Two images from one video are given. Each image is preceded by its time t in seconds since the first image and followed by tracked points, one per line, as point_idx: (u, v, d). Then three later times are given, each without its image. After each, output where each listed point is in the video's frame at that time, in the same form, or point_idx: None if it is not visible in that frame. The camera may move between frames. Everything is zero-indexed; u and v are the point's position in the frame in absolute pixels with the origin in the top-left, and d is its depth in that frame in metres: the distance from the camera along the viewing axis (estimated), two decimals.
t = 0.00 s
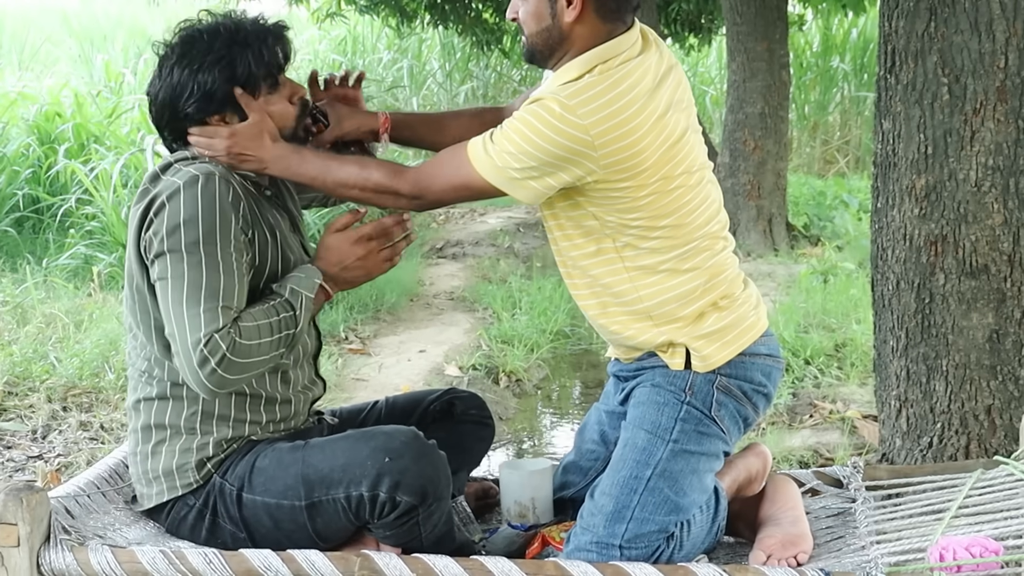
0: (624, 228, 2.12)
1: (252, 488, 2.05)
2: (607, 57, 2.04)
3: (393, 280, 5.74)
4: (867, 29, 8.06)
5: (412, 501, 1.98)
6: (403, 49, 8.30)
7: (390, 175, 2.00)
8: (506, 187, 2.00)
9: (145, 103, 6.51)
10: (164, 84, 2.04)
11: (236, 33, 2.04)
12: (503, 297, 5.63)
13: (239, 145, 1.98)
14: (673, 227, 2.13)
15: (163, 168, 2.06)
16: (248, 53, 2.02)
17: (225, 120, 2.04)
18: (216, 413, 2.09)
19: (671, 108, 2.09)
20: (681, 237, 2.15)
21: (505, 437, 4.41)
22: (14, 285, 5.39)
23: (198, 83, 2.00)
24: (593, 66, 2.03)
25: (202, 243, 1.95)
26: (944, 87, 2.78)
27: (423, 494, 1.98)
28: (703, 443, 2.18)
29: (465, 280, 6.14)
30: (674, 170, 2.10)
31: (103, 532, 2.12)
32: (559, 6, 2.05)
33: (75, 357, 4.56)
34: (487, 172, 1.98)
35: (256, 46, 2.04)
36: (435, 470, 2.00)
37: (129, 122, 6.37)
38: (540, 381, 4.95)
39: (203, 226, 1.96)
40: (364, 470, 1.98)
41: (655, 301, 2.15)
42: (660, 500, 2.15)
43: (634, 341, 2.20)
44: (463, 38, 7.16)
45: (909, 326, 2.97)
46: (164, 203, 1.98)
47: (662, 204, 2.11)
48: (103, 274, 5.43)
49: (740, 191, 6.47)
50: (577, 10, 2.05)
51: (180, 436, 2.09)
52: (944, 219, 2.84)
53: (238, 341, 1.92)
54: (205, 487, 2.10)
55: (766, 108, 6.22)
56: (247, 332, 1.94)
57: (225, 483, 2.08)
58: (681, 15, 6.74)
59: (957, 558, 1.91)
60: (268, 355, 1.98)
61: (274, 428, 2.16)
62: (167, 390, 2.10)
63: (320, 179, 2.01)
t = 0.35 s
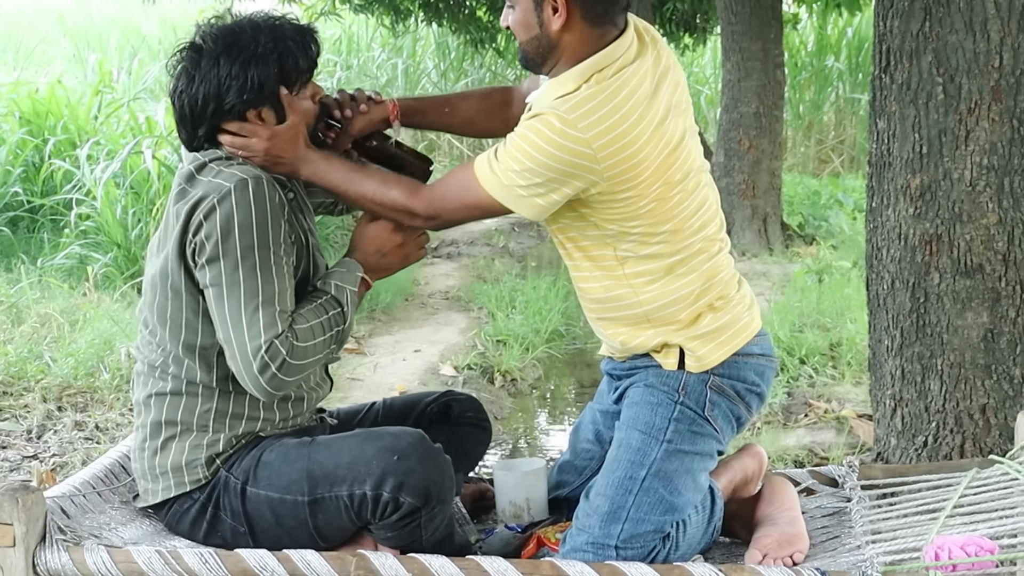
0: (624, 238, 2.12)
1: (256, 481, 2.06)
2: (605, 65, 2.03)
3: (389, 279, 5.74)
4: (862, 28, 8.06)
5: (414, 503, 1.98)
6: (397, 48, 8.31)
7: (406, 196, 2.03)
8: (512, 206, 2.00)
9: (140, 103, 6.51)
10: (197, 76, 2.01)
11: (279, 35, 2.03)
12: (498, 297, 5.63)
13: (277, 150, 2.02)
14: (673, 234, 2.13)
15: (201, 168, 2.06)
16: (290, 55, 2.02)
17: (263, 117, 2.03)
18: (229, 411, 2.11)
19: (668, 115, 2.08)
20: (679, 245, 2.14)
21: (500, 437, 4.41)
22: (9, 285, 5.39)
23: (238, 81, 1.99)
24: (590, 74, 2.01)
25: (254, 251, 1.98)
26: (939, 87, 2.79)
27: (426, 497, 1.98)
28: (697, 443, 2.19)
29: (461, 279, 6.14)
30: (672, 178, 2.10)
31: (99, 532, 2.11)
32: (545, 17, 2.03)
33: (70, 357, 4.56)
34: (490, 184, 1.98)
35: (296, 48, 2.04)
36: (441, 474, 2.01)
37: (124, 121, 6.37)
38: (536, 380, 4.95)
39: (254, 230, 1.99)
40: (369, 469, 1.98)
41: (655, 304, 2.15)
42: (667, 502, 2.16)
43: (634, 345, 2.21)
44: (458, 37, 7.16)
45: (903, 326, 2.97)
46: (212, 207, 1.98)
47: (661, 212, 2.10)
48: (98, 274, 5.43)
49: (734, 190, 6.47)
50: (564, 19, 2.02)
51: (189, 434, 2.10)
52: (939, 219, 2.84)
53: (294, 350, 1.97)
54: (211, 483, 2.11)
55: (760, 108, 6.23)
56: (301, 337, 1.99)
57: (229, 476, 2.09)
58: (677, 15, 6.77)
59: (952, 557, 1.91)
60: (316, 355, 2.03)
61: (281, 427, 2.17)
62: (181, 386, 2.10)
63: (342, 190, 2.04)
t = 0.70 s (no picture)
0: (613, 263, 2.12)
1: (263, 477, 2.07)
2: (576, 100, 2.00)
3: (386, 279, 5.74)
4: (859, 27, 8.07)
5: (420, 484, 1.98)
6: (394, 47, 8.33)
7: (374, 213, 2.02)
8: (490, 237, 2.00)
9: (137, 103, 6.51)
10: (170, 90, 1.97)
11: (252, 40, 2.00)
12: (495, 296, 5.63)
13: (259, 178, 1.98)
14: (662, 254, 2.13)
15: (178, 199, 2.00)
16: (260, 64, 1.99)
17: (239, 129, 2.02)
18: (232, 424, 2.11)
19: (647, 134, 2.06)
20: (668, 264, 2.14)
21: (498, 436, 4.42)
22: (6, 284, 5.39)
23: (222, 92, 1.96)
24: (562, 108, 1.99)
25: (259, 288, 1.96)
26: (936, 86, 2.79)
27: (432, 477, 1.99)
28: (694, 444, 2.20)
29: (457, 279, 6.14)
30: (656, 198, 2.09)
31: (97, 531, 2.11)
32: (514, 57, 1.98)
33: (67, 356, 4.56)
34: (469, 221, 1.99)
35: (270, 53, 2.01)
36: (445, 457, 2.01)
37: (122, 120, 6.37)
38: (532, 379, 4.95)
39: (262, 260, 1.97)
40: (374, 452, 1.99)
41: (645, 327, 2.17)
42: (665, 507, 2.16)
43: (627, 353, 2.23)
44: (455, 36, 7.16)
45: (901, 325, 2.97)
46: (204, 262, 1.94)
47: (648, 235, 2.10)
48: (95, 273, 5.43)
49: (731, 189, 6.47)
50: (529, 60, 1.98)
51: (194, 451, 2.10)
52: (936, 218, 2.85)
53: (310, 369, 1.99)
54: (219, 490, 2.12)
55: (757, 107, 6.24)
56: (315, 352, 2.00)
57: (236, 475, 2.10)
58: (673, 14, 6.80)
59: (950, 557, 1.92)
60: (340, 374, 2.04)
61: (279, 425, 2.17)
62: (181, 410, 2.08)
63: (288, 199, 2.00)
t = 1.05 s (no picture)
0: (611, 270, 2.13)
1: (250, 480, 2.08)
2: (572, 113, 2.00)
3: (383, 278, 5.74)
4: (856, 26, 8.07)
5: (411, 459, 2.04)
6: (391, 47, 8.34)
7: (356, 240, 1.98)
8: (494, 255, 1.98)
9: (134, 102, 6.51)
10: (139, 153, 1.88)
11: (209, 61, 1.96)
12: (492, 295, 5.63)
13: (250, 217, 1.95)
14: (659, 257, 2.14)
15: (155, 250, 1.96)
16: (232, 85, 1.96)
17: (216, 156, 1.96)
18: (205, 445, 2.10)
19: (640, 140, 2.07)
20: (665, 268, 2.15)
21: (495, 436, 4.42)
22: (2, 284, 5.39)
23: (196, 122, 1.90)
24: (560, 119, 1.99)
25: (251, 339, 1.97)
26: (932, 84, 2.79)
27: (422, 451, 2.04)
28: (687, 442, 2.22)
29: (455, 278, 6.13)
30: (653, 201, 2.10)
31: (93, 531, 2.11)
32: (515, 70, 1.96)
33: (64, 356, 4.55)
34: (473, 241, 1.96)
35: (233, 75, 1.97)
36: (433, 430, 2.05)
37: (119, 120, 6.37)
38: (530, 379, 4.94)
39: (261, 300, 1.96)
40: (363, 432, 2.03)
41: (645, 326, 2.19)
42: (660, 508, 2.17)
43: (622, 354, 2.26)
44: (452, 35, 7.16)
45: (898, 323, 2.97)
46: (191, 332, 1.94)
47: (646, 239, 2.11)
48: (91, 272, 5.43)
49: (729, 188, 6.47)
50: (534, 75, 1.97)
51: (168, 471, 2.09)
52: (933, 217, 2.85)
53: (333, 364, 2.02)
54: (199, 502, 2.11)
55: (755, 106, 6.24)
56: (327, 349, 2.02)
57: (218, 486, 2.10)
58: (669, 14, 6.81)
59: (947, 555, 1.92)
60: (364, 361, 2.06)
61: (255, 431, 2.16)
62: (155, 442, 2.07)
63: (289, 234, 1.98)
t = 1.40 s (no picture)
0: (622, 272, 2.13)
1: (307, 489, 2.15)
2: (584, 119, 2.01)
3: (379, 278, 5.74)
4: (853, 25, 8.07)
5: (467, 418, 2.14)
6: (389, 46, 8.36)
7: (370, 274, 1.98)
8: (513, 269, 1.98)
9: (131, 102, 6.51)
10: (149, 244, 1.79)
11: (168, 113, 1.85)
12: (489, 294, 5.63)
13: (266, 280, 1.92)
14: (668, 255, 2.15)
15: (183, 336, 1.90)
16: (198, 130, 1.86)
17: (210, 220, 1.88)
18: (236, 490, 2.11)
19: (643, 142, 2.09)
20: (673, 266, 2.17)
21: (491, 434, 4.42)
22: None
23: (189, 192, 1.81)
24: (573, 125, 2.00)
25: (308, 385, 2.01)
26: (929, 84, 2.79)
27: (475, 408, 2.15)
28: (683, 441, 2.25)
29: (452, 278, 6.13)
30: (661, 200, 2.12)
31: (92, 531, 2.11)
32: (545, 80, 1.96)
33: (61, 356, 4.55)
34: (494, 258, 1.95)
35: (194, 121, 1.87)
36: (472, 387, 2.17)
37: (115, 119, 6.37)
38: (527, 378, 4.94)
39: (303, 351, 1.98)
40: (412, 410, 2.13)
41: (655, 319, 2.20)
42: (659, 508, 2.19)
43: (623, 350, 2.27)
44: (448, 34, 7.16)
45: (895, 322, 2.97)
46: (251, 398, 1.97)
47: (656, 238, 2.12)
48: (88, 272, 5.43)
49: (726, 188, 6.47)
50: (559, 84, 1.97)
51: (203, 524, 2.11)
52: (930, 216, 2.85)
53: (378, 373, 2.13)
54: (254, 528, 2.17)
55: (752, 105, 6.24)
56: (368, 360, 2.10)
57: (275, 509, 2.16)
58: (666, 13, 6.81)
59: (945, 554, 1.92)
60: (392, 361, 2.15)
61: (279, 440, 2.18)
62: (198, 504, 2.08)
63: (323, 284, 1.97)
